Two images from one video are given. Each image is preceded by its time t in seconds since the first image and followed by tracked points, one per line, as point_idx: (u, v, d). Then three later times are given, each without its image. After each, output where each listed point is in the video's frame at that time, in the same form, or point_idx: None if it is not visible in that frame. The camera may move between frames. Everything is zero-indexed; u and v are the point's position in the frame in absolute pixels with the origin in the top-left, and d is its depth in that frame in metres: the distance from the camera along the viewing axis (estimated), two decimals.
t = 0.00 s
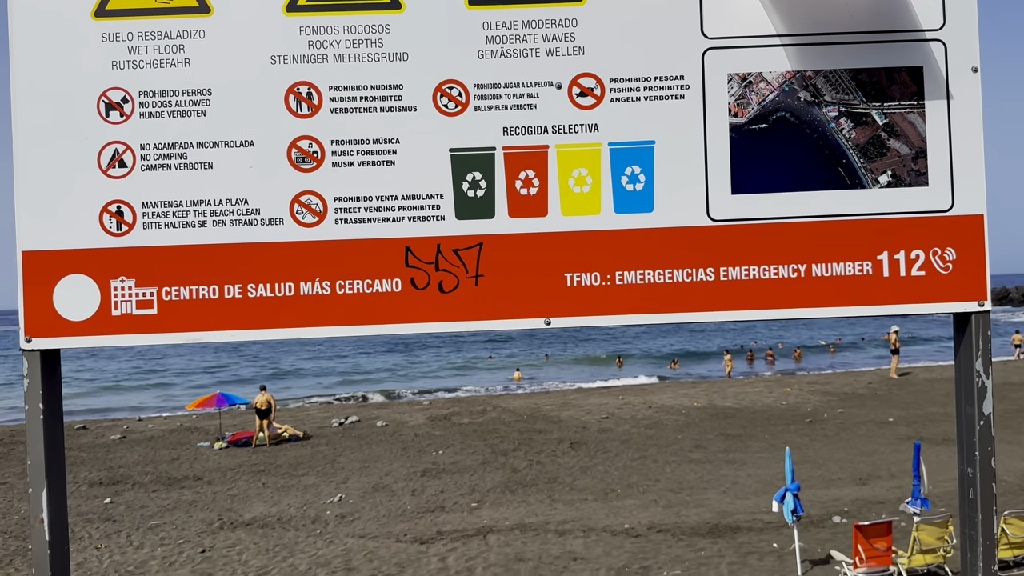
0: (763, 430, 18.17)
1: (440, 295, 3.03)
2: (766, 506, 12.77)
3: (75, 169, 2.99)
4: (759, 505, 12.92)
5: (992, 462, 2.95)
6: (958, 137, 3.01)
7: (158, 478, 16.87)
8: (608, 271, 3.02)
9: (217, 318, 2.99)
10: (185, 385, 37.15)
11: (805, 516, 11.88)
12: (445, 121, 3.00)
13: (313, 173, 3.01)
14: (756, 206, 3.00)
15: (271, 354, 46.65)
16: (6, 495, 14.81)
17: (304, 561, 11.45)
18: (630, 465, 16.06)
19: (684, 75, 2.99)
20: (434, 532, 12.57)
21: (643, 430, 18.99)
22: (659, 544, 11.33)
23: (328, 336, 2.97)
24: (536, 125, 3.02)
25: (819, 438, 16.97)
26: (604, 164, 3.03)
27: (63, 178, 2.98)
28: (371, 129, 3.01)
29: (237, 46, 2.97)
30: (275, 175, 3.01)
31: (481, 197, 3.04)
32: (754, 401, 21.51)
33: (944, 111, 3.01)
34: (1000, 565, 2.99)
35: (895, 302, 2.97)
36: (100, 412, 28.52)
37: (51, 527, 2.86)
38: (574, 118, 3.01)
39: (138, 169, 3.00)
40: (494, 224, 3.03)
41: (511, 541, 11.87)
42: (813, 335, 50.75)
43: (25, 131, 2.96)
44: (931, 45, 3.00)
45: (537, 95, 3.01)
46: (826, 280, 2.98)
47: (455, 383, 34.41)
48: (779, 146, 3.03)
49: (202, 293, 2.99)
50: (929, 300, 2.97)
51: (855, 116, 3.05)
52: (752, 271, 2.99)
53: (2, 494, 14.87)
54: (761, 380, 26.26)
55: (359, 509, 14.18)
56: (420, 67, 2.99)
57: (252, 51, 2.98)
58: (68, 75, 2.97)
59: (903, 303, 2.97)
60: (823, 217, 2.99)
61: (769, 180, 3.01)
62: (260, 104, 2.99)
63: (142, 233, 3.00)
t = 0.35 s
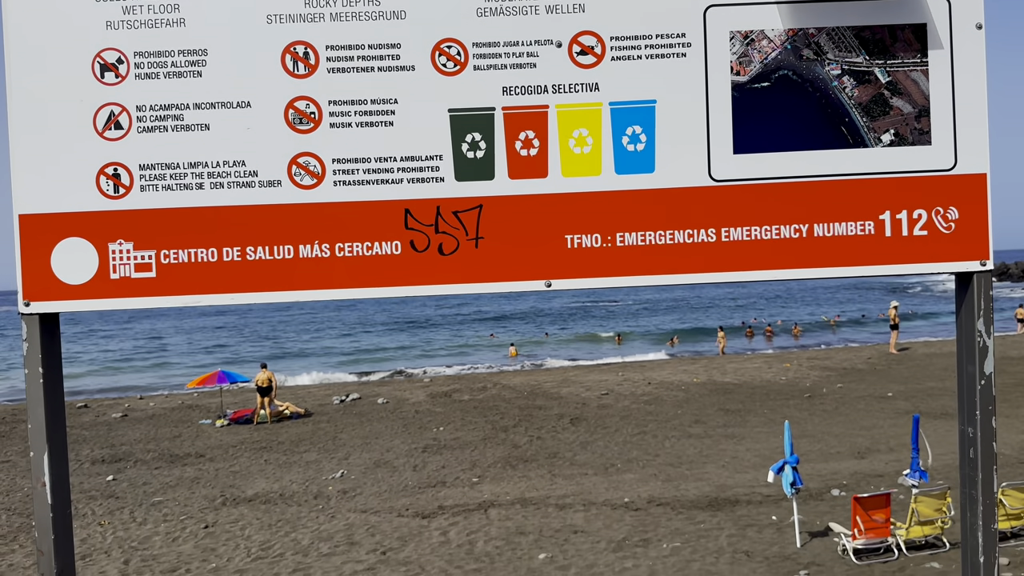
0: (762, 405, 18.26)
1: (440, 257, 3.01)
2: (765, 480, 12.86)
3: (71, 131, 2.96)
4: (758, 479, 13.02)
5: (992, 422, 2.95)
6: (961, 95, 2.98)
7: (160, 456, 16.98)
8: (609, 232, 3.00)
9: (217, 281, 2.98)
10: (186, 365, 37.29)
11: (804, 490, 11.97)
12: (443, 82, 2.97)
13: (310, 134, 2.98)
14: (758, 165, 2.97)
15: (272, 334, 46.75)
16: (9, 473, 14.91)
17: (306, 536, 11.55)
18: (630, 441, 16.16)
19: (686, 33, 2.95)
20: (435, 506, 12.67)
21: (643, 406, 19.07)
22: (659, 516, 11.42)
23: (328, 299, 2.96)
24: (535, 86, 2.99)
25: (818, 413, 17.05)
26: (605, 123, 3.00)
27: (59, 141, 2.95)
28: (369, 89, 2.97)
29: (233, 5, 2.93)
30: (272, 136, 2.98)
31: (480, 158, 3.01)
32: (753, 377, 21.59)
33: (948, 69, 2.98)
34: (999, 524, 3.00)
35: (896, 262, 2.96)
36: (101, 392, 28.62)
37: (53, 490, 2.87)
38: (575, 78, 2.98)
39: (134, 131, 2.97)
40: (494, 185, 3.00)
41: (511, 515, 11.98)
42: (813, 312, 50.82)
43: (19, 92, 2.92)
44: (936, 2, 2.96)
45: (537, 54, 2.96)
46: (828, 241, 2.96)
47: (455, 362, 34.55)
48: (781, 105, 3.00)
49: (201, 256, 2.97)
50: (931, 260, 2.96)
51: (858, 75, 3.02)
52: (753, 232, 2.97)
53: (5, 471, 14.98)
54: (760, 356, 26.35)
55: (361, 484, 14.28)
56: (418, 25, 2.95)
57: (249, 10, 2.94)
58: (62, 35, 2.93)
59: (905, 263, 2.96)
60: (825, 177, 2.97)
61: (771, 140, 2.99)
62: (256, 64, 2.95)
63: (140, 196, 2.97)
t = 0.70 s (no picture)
0: (759, 383, 18.34)
1: (438, 223, 2.98)
2: (763, 456, 12.95)
3: (65, 97, 2.92)
4: (755, 455, 13.10)
5: (991, 386, 2.96)
6: (963, 58, 2.95)
7: (160, 435, 17.04)
8: (608, 198, 2.97)
9: (214, 247, 2.96)
10: (185, 347, 37.35)
11: (801, 466, 12.05)
12: (439, 45, 2.94)
13: (306, 99, 2.95)
14: (758, 130, 2.95)
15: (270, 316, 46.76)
16: (9, 453, 14.97)
17: (307, 513, 11.62)
18: (628, 418, 16.24)
19: None
20: (435, 484, 12.74)
21: (641, 384, 19.15)
22: (657, 493, 11.51)
23: (326, 266, 2.94)
24: (533, 49, 2.95)
25: (816, 390, 17.14)
26: (603, 86, 2.97)
27: (52, 107, 2.92)
28: (365, 53, 2.94)
29: None
30: (267, 101, 2.95)
31: (478, 123, 2.98)
32: (751, 355, 21.67)
33: (949, 31, 2.95)
34: (996, 487, 3.03)
35: (897, 226, 2.95)
36: (100, 374, 28.66)
37: (53, 457, 2.88)
38: (573, 40, 2.94)
39: (129, 96, 2.94)
40: (491, 150, 2.98)
41: (510, 492, 12.04)
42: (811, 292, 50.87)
43: (12, 57, 2.88)
44: None
45: (535, 17, 2.93)
46: (827, 205, 2.95)
47: (454, 343, 34.63)
48: (781, 68, 2.98)
49: (198, 222, 2.96)
50: (931, 223, 2.95)
51: (858, 37, 3.02)
52: (753, 196, 2.96)
53: (6, 452, 15.03)
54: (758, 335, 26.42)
55: (360, 463, 14.35)
56: None
57: None
58: None
59: (905, 227, 2.95)
60: (825, 141, 2.95)
61: (771, 103, 2.96)
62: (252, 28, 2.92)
63: (136, 162, 2.95)
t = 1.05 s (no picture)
0: (757, 363, 18.41)
1: (434, 192, 2.97)
2: (760, 436, 13.02)
3: (58, 66, 2.89)
4: (753, 435, 13.17)
5: (987, 354, 2.97)
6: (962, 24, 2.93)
7: (159, 418, 17.09)
8: (605, 167, 2.96)
9: (210, 217, 2.95)
10: (184, 330, 37.38)
11: (798, 445, 12.11)
12: (434, 13, 2.91)
13: (301, 67, 2.93)
14: (755, 97, 2.93)
15: (268, 300, 46.74)
16: (9, 435, 15.01)
17: (307, 494, 11.68)
18: (626, 399, 16.30)
19: None
20: (434, 464, 12.81)
21: (639, 365, 19.22)
22: (654, 472, 11.58)
23: (322, 236, 2.93)
24: (529, 16, 2.92)
25: (813, 370, 17.20)
26: (601, 54, 2.95)
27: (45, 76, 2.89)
28: (360, 21, 2.91)
29: None
30: (262, 70, 2.93)
31: (474, 92, 2.95)
32: (749, 336, 21.73)
33: None
34: (992, 455, 3.05)
35: (895, 194, 2.94)
36: (98, 357, 28.68)
37: (51, 429, 2.89)
38: (570, 7, 2.91)
39: (122, 65, 2.90)
40: (488, 119, 2.96)
41: (509, 471, 12.12)
42: (809, 274, 50.92)
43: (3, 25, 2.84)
44: None
45: None
46: (826, 173, 2.94)
47: (452, 326, 34.68)
48: (779, 34, 2.95)
49: (193, 192, 2.94)
50: (929, 191, 2.94)
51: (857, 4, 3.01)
52: (750, 165, 2.94)
53: (5, 434, 15.06)
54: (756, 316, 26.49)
55: (360, 444, 14.41)
56: None
57: None
58: None
59: (902, 196, 2.94)
60: (823, 108, 2.94)
61: (769, 71, 2.94)
62: None
63: (130, 131, 2.92)
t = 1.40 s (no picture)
0: (756, 348, 18.43)
1: (430, 163, 2.94)
2: (759, 420, 13.04)
3: (48, 35, 2.85)
4: (751, 419, 13.20)
5: (987, 325, 2.95)
6: None
7: (159, 403, 17.11)
8: (604, 137, 2.93)
9: (204, 188, 2.92)
10: (183, 317, 37.37)
11: (797, 429, 12.14)
12: None
13: (295, 36, 2.89)
14: (755, 66, 2.90)
15: (267, 287, 46.71)
16: (8, 421, 15.02)
17: (307, 478, 11.71)
18: (625, 384, 16.33)
19: None
20: (434, 448, 12.84)
21: (638, 350, 19.23)
22: (653, 455, 11.61)
23: (318, 207, 2.90)
24: None
25: (812, 355, 17.22)
26: (599, 23, 2.92)
27: (36, 45, 2.85)
28: None
29: None
30: (255, 39, 2.89)
31: (471, 61, 2.91)
32: (748, 322, 21.74)
33: None
34: (991, 428, 3.03)
35: (896, 164, 2.91)
36: (98, 344, 28.70)
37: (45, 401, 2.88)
38: None
39: (114, 34, 2.87)
40: (485, 88, 2.92)
41: (508, 455, 12.14)
42: (808, 260, 50.90)
43: None
44: None
45: None
46: (826, 144, 2.91)
47: (452, 313, 34.69)
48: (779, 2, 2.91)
49: (186, 163, 2.91)
50: (929, 161, 2.92)
51: None
52: (750, 135, 2.91)
53: (5, 419, 15.08)
54: (755, 302, 26.50)
55: (359, 428, 14.43)
56: None
57: None
58: None
59: (903, 166, 2.92)
60: (823, 78, 2.90)
61: (769, 39, 2.91)
62: None
63: (122, 101, 2.89)
